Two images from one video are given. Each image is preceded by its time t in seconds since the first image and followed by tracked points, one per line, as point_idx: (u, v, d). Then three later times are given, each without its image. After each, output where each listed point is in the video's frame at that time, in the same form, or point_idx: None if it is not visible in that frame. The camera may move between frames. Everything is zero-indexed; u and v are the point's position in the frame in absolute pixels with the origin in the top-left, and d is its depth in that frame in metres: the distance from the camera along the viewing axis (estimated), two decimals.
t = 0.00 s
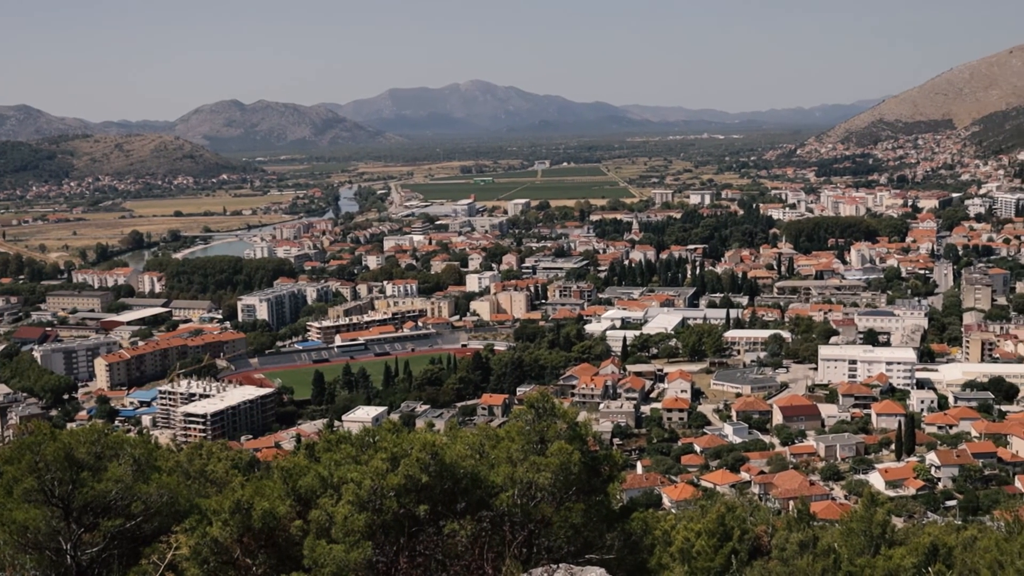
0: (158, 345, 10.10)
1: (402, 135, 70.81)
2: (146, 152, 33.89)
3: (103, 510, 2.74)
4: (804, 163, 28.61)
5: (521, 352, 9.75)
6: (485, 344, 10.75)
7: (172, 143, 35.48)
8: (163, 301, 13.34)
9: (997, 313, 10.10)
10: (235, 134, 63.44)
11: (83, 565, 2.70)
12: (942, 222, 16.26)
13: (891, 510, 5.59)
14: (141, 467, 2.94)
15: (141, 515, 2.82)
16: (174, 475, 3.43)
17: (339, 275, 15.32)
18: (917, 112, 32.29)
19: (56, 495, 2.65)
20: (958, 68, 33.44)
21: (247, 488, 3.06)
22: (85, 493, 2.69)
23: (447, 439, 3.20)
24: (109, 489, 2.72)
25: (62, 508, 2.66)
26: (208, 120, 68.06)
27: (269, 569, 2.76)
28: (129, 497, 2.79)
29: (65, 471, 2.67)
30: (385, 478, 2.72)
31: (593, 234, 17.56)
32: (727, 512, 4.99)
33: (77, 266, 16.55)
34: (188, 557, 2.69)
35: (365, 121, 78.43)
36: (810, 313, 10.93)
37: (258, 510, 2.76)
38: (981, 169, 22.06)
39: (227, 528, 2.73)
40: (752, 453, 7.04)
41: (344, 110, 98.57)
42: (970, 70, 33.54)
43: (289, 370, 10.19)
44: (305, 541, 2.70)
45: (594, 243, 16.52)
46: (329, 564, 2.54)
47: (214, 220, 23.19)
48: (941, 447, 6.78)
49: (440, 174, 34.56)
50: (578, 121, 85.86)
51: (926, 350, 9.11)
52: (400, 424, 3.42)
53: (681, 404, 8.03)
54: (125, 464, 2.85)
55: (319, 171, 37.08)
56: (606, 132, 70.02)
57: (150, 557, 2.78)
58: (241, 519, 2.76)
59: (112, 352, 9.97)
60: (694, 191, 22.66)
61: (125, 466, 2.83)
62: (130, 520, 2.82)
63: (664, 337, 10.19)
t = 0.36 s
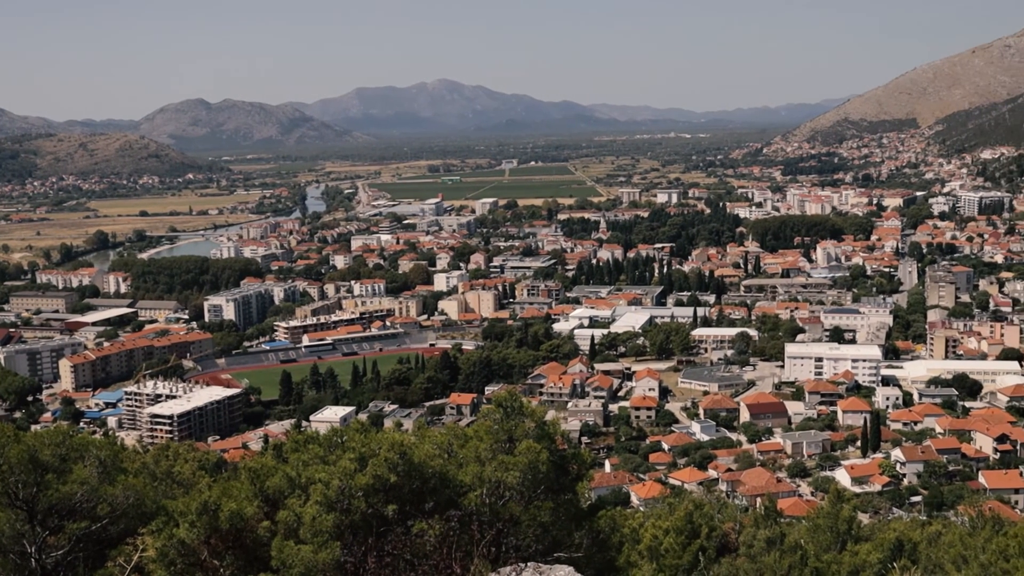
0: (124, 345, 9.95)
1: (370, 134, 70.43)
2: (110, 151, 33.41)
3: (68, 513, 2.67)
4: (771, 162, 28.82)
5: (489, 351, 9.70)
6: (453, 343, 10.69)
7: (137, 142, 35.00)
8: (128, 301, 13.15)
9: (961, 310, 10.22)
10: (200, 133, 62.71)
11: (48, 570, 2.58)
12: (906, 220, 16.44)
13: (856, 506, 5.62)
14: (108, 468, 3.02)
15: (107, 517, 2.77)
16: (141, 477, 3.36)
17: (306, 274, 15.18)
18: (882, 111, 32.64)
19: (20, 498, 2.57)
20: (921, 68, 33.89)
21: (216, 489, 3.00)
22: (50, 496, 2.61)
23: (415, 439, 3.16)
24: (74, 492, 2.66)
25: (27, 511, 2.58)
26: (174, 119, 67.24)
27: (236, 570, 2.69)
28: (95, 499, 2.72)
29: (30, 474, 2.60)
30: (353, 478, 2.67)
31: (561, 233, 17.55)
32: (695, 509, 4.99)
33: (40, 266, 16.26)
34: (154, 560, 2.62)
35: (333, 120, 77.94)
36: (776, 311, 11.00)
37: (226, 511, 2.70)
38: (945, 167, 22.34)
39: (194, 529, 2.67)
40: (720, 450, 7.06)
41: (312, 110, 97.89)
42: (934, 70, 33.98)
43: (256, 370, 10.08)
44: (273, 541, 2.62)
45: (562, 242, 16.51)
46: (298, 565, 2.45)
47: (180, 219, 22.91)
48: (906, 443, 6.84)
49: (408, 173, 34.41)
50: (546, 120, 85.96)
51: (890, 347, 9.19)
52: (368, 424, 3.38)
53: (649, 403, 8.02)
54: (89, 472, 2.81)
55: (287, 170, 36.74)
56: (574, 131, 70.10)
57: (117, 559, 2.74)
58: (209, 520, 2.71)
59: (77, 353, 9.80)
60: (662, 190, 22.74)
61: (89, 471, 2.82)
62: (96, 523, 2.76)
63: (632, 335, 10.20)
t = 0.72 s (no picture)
0: (92, 347, 9.79)
1: (340, 134, 70.03)
2: (77, 151, 32.93)
3: (35, 515, 2.64)
4: (740, 161, 28.99)
5: (460, 351, 9.65)
6: (423, 343, 10.62)
7: (104, 142, 34.57)
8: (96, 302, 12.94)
9: (928, 308, 10.31)
10: (168, 133, 62.02)
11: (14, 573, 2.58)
12: (873, 220, 16.59)
13: (825, 504, 5.64)
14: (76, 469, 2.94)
15: (75, 520, 2.72)
16: (108, 480, 3.27)
17: (276, 274, 15.04)
18: (849, 111, 32.95)
19: None
20: (887, 68, 34.27)
21: (184, 491, 2.90)
22: (17, 498, 2.59)
23: (385, 439, 3.08)
24: (41, 494, 2.64)
25: None
26: (141, 119, 66.47)
27: (207, 572, 2.64)
28: (62, 502, 2.69)
29: None
30: (323, 478, 2.61)
31: (532, 233, 17.53)
32: (665, 508, 4.97)
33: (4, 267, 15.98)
34: (123, 561, 2.56)
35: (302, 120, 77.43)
36: (745, 310, 11.04)
37: (195, 512, 2.62)
38: (911, 167, 22.57)
39: (163, 531, 2.59)
40: (690, 449, 7.07)
41: (281, 109, 97.18)
42: (900, 69, 34.35)
43: (225, 371, 9.95)
44: (242, 544, 2.56)
45: (532, 241, 16.48)
46: (268, 566, 2.42)
47: (148, 219, 22.62)
48: (874, 440, 6.88)
49: (378, 173, 34.23)
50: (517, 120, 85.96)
51: (858, 346, 9.26)
52: (338, 425, 3.30)
53: (619, 402, 7.99)
54: (55, 474, 2.75)
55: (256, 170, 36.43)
56: (544, 131, 70.17)
57: (84, 562, 2.68)
58: (178, 522, 2.62)
59: (44, 355, 9.63)
60: (632, 189, 22.78)
61: (58, 471, 2.77)
62: (63, 526, 2.72)
63: (603, 334, 10.19)
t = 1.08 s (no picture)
0: (47, 348, 9.57)
1: (299, 134, 69.43)
2: (30, 151, 32.28)
3: None
4: (699, 161, 29.21)
5: (420, 351, 9.57)
6: (384, 343, 10.53)
7: (58, 141, 33.92)
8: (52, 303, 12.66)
9: (884, 307, 10.44)
10: (124, 132, 61.02)
11: None
12: (831, 219, 16.77)
13: (784, 501, 5.66)
14: (32, 474, 2.92)
15: (31, 524, 2.68)
16: (63, 483, 3.17)
17: (234, 275, 14.83)
18: (806, 111, 33.34)
19: None
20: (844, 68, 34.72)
21: (142, 493, 2.81)
22: None
23: (345, 440, 3.03)
24: None
25: None
26: (96, 117, 65.35)
27: None
28: (18, 505, 2.66)
29: None
30: (283, 479, 2.56)
31: (493, 232, 17.48)
32: (626, 507, 4.94)
33: None
34: (77, 565, 2.45)
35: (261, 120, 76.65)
36: (704, 309, 11.10)
37: (154, 515, 2.56)
38: (868, 167, 22.89)
39: (121, 534, 2.51)
40: (650, 448, 7.07)
41: (239, 108, 96.11)
42: (856, 70, 34.84)
43: (183, 372, 9.78)
44: (201, 547, 2.50)
45: (492, 241, 16.43)
46: (227, 569, 2.39)
47: (104, 219, 22.22)
48: (831, 438, 6.93)
49: (338, 172, 33.97)
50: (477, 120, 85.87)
51: (816, 344, 9.34)
52: (297, 425, 3.22)
53: (580, 401, 7.97)
54: (12, 479, 2.74)
55: (214, 170, 35.97)
56: (505, 130, 70.14)
57: (39, 566, 2.54)
58: (136, 524, 2.55)
59: None
60: (592, 189, 22.84)
61: (14, 477, 2.77)
62: (18, 530, 2.66)
63: (563, 333, 10.17)
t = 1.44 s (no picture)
0: (13, 351, 9.41)
1: (269, 134, 68.97)
2: None
3: None
4: (670, 161, 29.35)
5: (391, 351, 9.51)
6: (355, 344, 10.46)
7: (25, 140, 33.45)
8: (19, 305, 12.45)
9: (853, 306, 10.52)
10: (91, 131, 60.27)
11: None
12: (800, 219, 16.91)
13: (755, 500, 5.67)
14: None
15: None
16: (30, 486, 3.08)
17: (204, 275, 14.68)
18: (776, 111, 33.62)
19: None
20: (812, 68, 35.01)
21: (110, 496, 2.73)
22: None
23: (317, 441, 2.97)
24: None
25: None
26: (62, 117, 64.52)
27: None
28: None
29: None
30: (254, 481, 2.49)
31: (463, 232, 17.43)
32: (598, 506, 4.93)
33: None
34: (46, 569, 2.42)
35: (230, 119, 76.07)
36: (675, 308, 11.14)
37: (122, 518, 2.48)
38: (837, 166, 23.11)
39: (90, 537, 2.46)
40: (621, 447, 7.07)
41: (208, 108, 95.24)
42: (824, 71, 35.18)
43: (152, 374, 9.64)
44: (171, 549, 2.41)
45: (463, 241, 16.39)
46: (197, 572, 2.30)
47: (71, 220, 21.92)
48: (801, 436, 6.96)
49: (308, 173, 33.77)
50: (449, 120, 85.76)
51: (786, 343, 9.39)
52: (268, 426, 3.15)
53: (551, 401, 7.95)
54: None
55: (184, 170, 35.64)
56: (477, 130, 70.12)
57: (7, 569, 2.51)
58: (105, 527, 2.48)
59: None
60: (563, 189, 22.87)
61: None
62: None
63: (534, 333, 10.15)
